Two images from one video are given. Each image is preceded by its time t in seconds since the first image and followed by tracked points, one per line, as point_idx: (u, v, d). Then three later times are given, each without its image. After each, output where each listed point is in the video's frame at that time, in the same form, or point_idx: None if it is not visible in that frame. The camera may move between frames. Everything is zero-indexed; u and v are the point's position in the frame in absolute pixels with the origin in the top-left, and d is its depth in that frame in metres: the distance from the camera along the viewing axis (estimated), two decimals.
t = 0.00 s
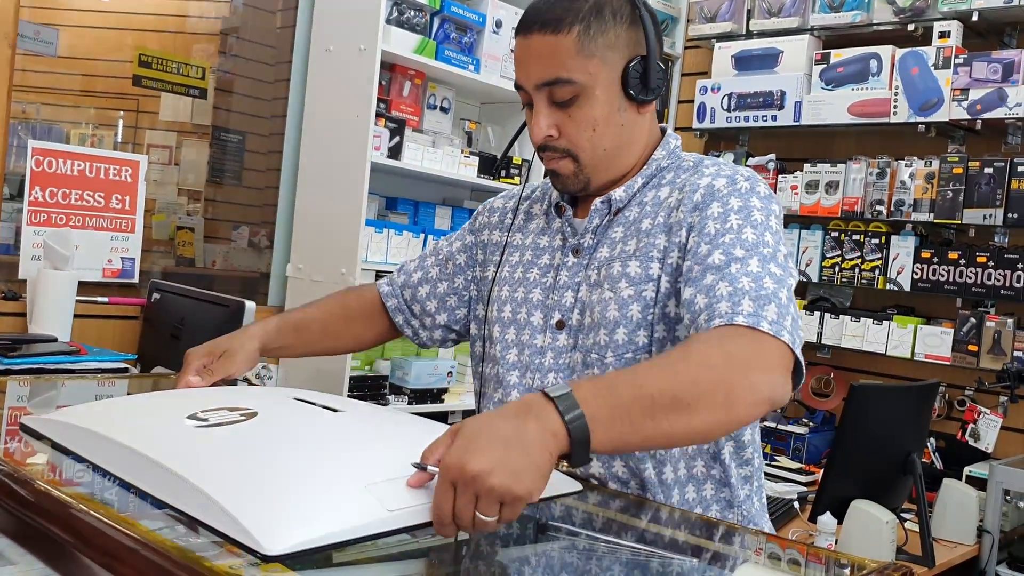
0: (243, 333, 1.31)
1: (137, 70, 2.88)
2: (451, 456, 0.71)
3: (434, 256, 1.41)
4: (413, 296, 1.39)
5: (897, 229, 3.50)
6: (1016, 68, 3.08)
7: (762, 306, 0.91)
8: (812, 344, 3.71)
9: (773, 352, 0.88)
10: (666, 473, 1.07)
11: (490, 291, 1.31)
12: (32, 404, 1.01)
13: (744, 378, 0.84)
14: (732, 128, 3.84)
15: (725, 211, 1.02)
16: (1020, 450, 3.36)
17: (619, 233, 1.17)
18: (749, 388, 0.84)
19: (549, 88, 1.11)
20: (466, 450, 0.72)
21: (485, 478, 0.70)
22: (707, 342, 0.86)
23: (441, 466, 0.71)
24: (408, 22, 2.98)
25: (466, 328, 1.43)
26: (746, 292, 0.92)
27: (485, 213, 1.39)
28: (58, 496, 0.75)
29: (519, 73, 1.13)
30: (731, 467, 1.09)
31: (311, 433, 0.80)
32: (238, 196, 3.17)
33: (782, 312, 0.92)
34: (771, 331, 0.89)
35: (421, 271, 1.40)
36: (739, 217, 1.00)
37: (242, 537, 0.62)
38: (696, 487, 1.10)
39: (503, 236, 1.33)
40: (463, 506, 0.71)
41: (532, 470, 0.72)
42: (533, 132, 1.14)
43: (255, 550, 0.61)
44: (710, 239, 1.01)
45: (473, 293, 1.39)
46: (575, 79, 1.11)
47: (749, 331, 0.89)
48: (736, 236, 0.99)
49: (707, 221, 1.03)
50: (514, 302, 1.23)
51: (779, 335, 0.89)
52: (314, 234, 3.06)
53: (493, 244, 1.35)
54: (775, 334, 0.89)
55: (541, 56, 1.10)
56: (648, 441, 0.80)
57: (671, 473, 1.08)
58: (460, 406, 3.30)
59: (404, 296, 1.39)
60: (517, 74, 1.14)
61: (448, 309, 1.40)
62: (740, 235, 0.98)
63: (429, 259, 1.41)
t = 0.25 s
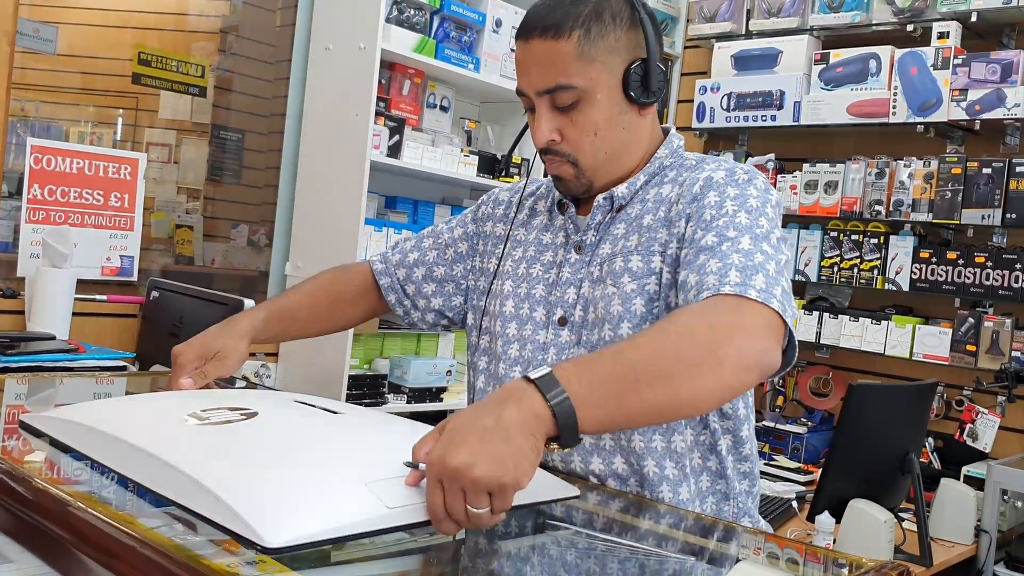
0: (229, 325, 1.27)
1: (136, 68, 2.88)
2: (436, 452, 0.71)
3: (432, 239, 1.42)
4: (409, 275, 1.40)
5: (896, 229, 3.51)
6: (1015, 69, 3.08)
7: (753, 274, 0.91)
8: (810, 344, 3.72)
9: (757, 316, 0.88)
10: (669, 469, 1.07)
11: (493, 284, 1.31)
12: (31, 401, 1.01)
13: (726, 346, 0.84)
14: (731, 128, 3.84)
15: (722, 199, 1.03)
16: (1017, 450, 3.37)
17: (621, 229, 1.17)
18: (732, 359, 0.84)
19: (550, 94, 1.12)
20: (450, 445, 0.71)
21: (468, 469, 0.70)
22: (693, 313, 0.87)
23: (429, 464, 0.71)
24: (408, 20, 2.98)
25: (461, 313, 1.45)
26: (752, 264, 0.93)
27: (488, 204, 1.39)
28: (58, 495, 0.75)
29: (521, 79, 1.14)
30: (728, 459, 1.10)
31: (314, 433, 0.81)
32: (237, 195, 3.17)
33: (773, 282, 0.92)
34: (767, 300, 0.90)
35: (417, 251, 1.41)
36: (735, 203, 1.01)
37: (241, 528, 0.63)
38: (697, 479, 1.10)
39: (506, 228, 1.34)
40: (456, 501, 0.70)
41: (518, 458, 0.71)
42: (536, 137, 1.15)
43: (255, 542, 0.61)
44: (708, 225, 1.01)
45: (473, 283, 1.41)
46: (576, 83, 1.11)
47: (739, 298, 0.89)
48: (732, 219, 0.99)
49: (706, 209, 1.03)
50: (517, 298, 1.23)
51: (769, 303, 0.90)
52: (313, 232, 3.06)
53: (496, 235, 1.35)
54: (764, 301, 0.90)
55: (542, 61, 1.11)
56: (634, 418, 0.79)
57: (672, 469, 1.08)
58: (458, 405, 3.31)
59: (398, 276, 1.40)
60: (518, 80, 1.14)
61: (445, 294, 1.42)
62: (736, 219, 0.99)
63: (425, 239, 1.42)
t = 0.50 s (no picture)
0: (227, 321, 1.26)
1: (135, 66, 2.88)
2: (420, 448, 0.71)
3: (435, 238, 1.42)
4: (410, 273, 1.40)
5: (894, 229, 3.51)
6: (1013, 69, 3.09)
7: (738, 260, 0.92)
8: (808, 344, 3.72)
9: (731, 297, 0.88)
10: (668, 465, 1.07)
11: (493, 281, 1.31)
12: (28, 400, 1.01)
13: (709, 326, 0.84)
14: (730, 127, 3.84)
15: (718, 194, 1.03)
16: (1016, 450, 3.37)
17: (621, 227, 1.17)
18: (715, 336, 0.84)
19: (552, 98, 1.12)
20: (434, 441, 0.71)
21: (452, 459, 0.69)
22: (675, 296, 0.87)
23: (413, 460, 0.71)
24: (407, 19, 2.98)
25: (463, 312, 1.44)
26: (736, 250, 0.93)
27: (491, 203, 1.40)
28: (55, 493, 0.74)
29: (524, 85, 1.13)
30: (722, 454, 1.10)
31: (315, 435, 0.80)
32: (236, 193, 3.17)
33: (762, 275, 0.92)
34: (755, 290, 0.90)
35: (420, 248, 1.41)
36: (730, 199, 1.01)
37: (238, 526, 0.63)
38: (694, 476, 1.10)
39: (507, 226, 1.34)
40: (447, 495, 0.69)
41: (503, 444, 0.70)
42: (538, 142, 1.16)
43: (253, 541, 0.61)
44: (703, 220, 1.01)
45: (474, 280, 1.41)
46: (578, 87, 1.11)
47: (718, 282, 0.89)
48: (724, 213, 0.99)
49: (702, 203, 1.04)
50: (518, 295, 1.23)
51: (749, 288, 0.90)
52: (311, 230, 3.07)
53: (496, 234, 1.36)
54: (745, 286, 0.90)
55: (543, 65, 1.11)
56: (618, 397, 0.78)
57: (671, 464, 1.07)
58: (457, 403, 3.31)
59: (399, 274, 1.40)
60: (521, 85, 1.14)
61: (447, 292, 1.42)
62: (728, 212, 0.99)
63: (428, 239, 1.42)
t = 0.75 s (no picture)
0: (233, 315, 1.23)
1: (135, 65, 2.88)
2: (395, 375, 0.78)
3: (438, 252, 1.40)
4: (418, 287, 1.36)
5: (893, 229, 3.51)
6: (1011, 70, 3.09)
7: (745, 275, 0.93)
8: (807, 344, 3.72)
9: (735, 310, 0.90)
10: (665, 464, 1.07)
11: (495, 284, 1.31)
12: (26, 399, 1.01)
13: (707, 332, 0.86)
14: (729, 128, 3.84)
15: (719, 199, 1.03)
16: (1014, 450, 3.37)
17: (620, 227, 1.16)
18: (711, 340, 0.86)
19: (554, 93, 1.13)
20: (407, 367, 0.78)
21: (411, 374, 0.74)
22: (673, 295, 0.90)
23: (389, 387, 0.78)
24: (406, 19, 2.98)
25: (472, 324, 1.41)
26: (735, 263, 0.95)
27: (490, 212, 1.40)
28: (52, 493, 0.73)
29: (525, 79, 1.15)
30: (720, 456, 1.10)
31: (315, 439, 0.80)
32: (235, 193, 3.17)
33: (765, 289, 0.94)
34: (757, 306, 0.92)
35: (426, 264, 1.38)
36: (731, 204, 1.02)
37: (237, 532, 0.63)
38: (693, 477, 1.09)
39: (507, 232, 1.35)
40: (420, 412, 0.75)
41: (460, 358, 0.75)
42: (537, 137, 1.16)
43: (250, 546, 0.61)
44: (705, 226, 1.01)
45: (478, 289, 1.40)
46: (580, 84, 1.12)
47: (721, 292, 0.91)
48: (726, 221, 1.00)
49: (702, 208, 1.04)
50: (518, 295, 1.22)
51: (750, 301, 0.91)
52: (310, 229, 3.07)
53: (498, 239, 1.36)
54: (746, 299, 0.91)
55: (546, 63, 1.12)
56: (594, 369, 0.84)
57: (668, 464, 1.07)
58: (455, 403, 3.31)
59: (407, 289, 1.35)
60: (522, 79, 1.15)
61: (455, 304, 1.39)
62: (731, 221, 1.00)
63: (432, 256, 1.39)
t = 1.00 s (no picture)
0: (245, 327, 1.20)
1: (135, 64, 2.88)
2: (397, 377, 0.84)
3: (442, 258, 1.40)
4: (423, 294, 1.37)
5: (893, 229, 3.51)
6: (1012, 70, 3.09)
7: (757, 293, 0.94)
8: (807, 344, 3.73)
9: (747, 331, 0.91)
10: (667, 463, 1.07)
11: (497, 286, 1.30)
12: (26, 398, 1.01)
13: (711, 350, 0.88)
14: (729, 127, 3.84)
15: (725, 203, 1.03)
16: (1013, 450, 3.38)
17: (624, 226, 1.16)
18: (713, 361, 0.88)
19: (561, 92, 1.12)
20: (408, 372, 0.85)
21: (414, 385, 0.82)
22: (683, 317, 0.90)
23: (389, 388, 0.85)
24: (406, 19, 2.98)
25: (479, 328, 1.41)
26: (739, 278, 0.95)
27: (491, 213, 1.39)
28: (54, 491, 0.73)
29: (530, 76, 1.14)
30: (726, 457, 1.09)
31: (317, 440, 0.80)
32: (235, 191, 3.16)
33: (772, 302, 0.95)
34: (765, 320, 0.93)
35: (431, 271, 1.38)
36: (736, 209, 1.02)
37: (241, 533, 0.63)
38: (699, 476, 1.09)
39: (507, 232, 1.34)
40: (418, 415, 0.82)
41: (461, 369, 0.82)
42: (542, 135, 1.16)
43: (252, 545, 0.61)
44: (710, 231, 1.01)
45: (482, 290, 1.39)
46: (587, 83, 1.11)
47: (728, 310, 0.92)
48: (733, 226, 1.00)
49: (708, 212, 1.04)
50: (521, 295, 1.22)
51: (756, 318, 0.92)
52: (310, 228, 3.07)
53: (500, 240, 1.35)
54: (751, 315, 0.92)
55: (553, 61, 1.11)
56: (602, 388, 0.87)
57: (671, 463, 1.07)
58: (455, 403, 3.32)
59: (412, 297, 1.37)
60: (525, 76, 1.14)
61: (461, 308, 1.38)
62: (739, 228, 1.00)
63: (436, 260, 1.39)
